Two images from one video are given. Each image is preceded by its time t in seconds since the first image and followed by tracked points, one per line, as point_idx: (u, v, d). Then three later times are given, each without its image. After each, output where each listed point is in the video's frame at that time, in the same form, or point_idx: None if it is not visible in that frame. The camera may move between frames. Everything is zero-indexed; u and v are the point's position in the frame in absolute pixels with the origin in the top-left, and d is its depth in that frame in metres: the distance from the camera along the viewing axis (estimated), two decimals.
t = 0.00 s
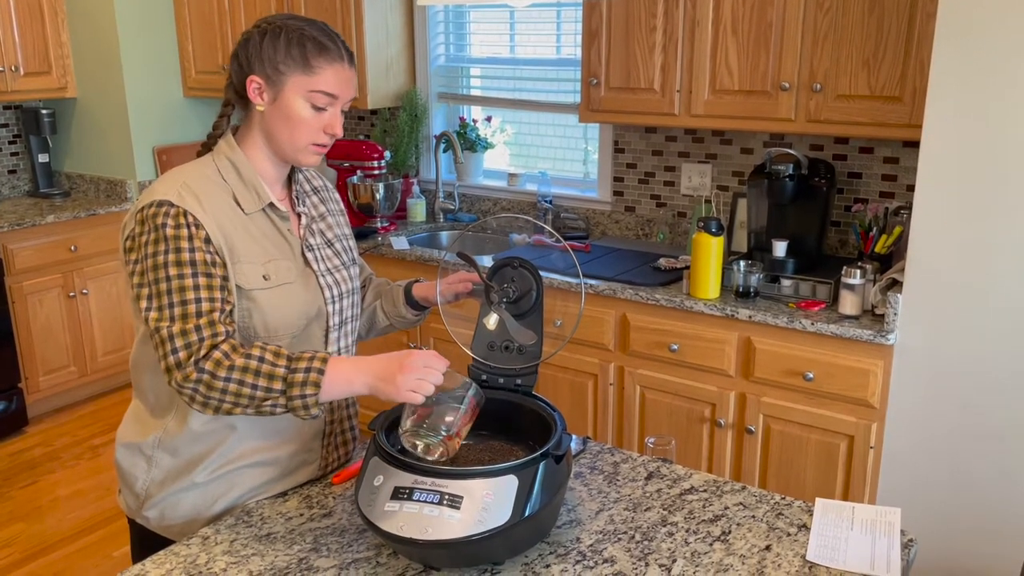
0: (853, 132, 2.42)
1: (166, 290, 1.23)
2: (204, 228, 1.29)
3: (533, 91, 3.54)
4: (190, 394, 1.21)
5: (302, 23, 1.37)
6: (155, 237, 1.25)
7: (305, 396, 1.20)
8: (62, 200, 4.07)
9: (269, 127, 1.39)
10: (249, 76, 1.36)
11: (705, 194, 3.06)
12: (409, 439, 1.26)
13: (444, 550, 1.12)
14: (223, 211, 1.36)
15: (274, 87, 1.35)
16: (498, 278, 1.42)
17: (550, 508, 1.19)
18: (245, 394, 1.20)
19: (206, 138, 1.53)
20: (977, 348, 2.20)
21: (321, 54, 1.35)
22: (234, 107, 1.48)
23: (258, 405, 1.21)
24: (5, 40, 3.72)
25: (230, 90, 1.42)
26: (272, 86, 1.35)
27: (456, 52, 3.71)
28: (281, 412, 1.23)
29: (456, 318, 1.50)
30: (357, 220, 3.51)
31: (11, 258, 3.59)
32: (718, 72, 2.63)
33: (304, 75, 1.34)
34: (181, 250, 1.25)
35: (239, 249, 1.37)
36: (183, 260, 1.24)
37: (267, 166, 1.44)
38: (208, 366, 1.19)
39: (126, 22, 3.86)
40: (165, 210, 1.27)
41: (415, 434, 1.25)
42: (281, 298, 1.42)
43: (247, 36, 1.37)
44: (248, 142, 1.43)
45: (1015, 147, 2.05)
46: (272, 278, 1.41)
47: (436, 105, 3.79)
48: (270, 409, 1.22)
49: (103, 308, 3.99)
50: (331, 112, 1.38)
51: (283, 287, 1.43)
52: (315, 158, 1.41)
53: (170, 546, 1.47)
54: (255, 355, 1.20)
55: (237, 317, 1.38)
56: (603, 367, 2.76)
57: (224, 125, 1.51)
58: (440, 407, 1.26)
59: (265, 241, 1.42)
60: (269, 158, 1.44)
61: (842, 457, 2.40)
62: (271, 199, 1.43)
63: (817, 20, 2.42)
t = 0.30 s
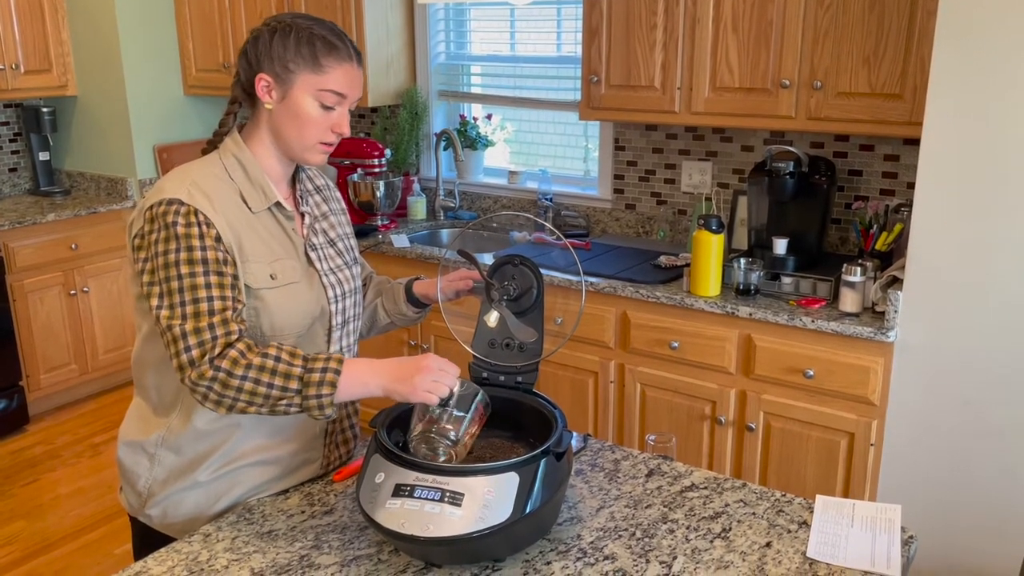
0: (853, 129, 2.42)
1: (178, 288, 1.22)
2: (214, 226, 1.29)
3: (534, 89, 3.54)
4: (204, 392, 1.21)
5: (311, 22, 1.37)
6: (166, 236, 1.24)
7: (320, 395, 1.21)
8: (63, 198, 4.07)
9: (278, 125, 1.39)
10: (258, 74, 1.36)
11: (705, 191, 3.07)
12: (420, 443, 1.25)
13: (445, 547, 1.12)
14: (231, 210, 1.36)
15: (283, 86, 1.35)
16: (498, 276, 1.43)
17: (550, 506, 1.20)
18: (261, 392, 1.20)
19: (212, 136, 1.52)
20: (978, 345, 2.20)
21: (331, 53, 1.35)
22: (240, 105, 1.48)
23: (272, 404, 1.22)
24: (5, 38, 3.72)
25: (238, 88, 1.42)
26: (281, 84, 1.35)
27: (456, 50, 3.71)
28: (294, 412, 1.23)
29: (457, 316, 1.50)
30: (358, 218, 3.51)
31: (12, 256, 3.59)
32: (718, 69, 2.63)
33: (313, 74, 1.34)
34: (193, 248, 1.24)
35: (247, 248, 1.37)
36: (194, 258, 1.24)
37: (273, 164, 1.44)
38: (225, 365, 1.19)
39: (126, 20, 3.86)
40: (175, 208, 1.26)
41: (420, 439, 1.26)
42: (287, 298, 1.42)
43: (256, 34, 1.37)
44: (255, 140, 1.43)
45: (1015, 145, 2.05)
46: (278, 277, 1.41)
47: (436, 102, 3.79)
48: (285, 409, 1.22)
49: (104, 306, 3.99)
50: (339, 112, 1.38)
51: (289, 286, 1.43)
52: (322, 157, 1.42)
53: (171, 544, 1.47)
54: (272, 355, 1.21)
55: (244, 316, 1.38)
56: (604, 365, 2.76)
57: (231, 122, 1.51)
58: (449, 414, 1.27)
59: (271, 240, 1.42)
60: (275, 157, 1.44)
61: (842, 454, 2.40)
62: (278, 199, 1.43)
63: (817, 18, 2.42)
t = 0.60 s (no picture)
0: (854, 127, 2.42)
1: (186, 284, 1.22)
2: (220, 223, 1.29)
3: (534, 87, 3.54)
4: (215, 385, 1.21)
5: (313, 21, 1.37)
6: (173, 232, 1.24)
7: (332, 384, 1.20)
8: (63, 196, 4.07)
9: (280, 124, 1.39)
10: (260, 73, 1.36)
11: (706, 189, 3.07)
12: (434, 439, 1.27)
13: (446, 545, 1.13)
14: (235, 208, 1.36)
15: (286, 85, 1.35)
16: (499, 274, 1.43)
17: (550, 504, 1.20)
18: (271, 384, 1.20)
19: (215, 135, 1.52)
20: (977, 342, 2.20)
21: (334, 52, 1.35)
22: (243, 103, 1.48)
23: (283, 397, 1.21)
24: (6, 37, 3.73)
25: (240, 86, 1.42)
26: (283, 83, 1.35)
27: (456, 48, 3.71)
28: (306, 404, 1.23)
29: (458, 314, 1.50)
30: (358, 217, 3.51)
31: (12, 254, 3.60)
32: (718, 67, 2.63)
33: (316, 73, 1.34)
34: (200, 244, 1.24)
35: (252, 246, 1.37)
36: (202, 254, 1.24)
37: (275, 163, 1.44)
38: (236, 356, 1.19)
39: (127, 18, 3.86)
40: (181, 205, 1.26)
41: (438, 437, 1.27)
42: (291, 296, 1.43)
43: (259, 33, 1.37)
44: (258, 139, 1.43)
45: (1016, 143, 2.05)
46: (282, 275, 1.41)
47: (437, 100, 3.80)
48: (296, 400, 1.22)
49: (105, 305, 3.99)
50: (341, 111, 1.38)
51: (293, 285, 1.43)
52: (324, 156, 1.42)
53: (173, 542, 1.47)
54: (282, 346, 1.21)
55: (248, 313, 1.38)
56: (605, 363, 2.76)
57: (233, 121, 1.51)
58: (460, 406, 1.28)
59: (275, 239, 1.43)
60: (277, 155, 1.44)
61: (842, 452, 2.40)
62: (281, 197, 1.43)
63: (818, 15, 2.42)
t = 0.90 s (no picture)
0: (855, 124, 2.42)
1: (187, 277, 1.23)
2: (222, 219, 1.29)
3: (535, 85, 3.54)
4: (216, 375, 1.20)
5: (314, 19, 1.37)
6: (174, 226, 1.25)
7: (332, 371, 1.19)
8: (65, 194, 4.07)
9: (281, 121, 1.38)
10: (260, 71, 1.36)
11: (708, 186, 3.06)
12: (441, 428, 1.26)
13: (448, 543, 1.13)
14: (237, 205, 1.36)
15: (286, 83, 1.35)
16: (500, 272, 1.43)
17: (552, 502, 1.20)
18: (272, 372, 1.19)
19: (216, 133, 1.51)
20: (979, 340, 2.20)
21: (333, 50, 1.35)
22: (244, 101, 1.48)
23: (284, 385, 1.20)
24: (7, 35, 3.72)
25: (241, 84, 1.42)
26: (284, 81, 1.35)
27: (458, 45, 3.70)
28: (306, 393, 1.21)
29: (459, 311, 1.50)
30: (359, 214, 3.51)
31: (13, 252, 3.60)
32: (720, 64, 2.63)
33: (316, 70, 1.34)
34: (201, 237, 1.25)
35: (254, 243, 1.37)
36: (203, 247, 1.24)
37: (277, 160, 1.44)
38: (236, 344, 1.19)
39: (128, 16, 3.86)
40: (182, 201, 1.27)
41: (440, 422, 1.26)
42: (293, 293, 1.43)
43: (259, 30, 1.37)
44: (259, 136, 1.43)
45: (1017, 141, 2.05)
46: (284, 272, 1.41)
47: (438, 98, 3.79)
48: (297, 389, 1.20)
49: (106, 303, 4.00)
50: (341, 108, 1.38)
51: (295, 282, 1.43)
52: (325, 154, 1.42)
53: (175, 540, 1.48)
54: (282, 334, 1.20)
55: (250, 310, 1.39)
56: (606, 360, 2.76)
57: (235, 119, 1.50)
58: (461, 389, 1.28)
59: (278, 235, 1.43)
60: (278, 152, 1.44)
61: (844, 450, 2.40)
62: (283, 194, 1.43)
63: (819, 12, 2.41)
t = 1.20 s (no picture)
0: (857, 122, 2.41)
1: (181, 267, 1.23)
2: (219, 214, 1.29)
3: (536, 81, 3.53)
4: (205, 363, 1.20)
5: (313, 16, 1.36)
6: (171, 219, 1.25)
7: (322, 362, 1.18)
8: (66, 192, 4.08)
9: (280, 119, 1.38)
10: (259, 68, 1.36)
11: (709, 184, 3.06)
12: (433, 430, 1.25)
13: (449, 541, 1.13)
14: (236, 200, 1.36)
15: (284, 80, 1.35)
16: (502, 270, 1.43)
17: (554, 500, 1.20)
18: (261, 361, 1.19)
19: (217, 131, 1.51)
20: (980, 338, 2.20)
21: (331, 46, 1.34)
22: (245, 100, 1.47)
23: (272, 374, 1.20)
24: (8, 33, 3.73)
25: (240, 82, 1.42)
26: (282, 78, 1.35)
27: (459, 42, 3.70)
28: (295, 383, 1.20)
29: (460, 309, 1.50)
30: (360, 212, 3.51)
31: (14, 250, 3.60)
32: (721, 62, 2.63)
33: (314, 67, 1.34)
34: (197, 230, 1.25)
35: (253, 239, 1.37)
36: (198, 238, 1.24)
37: (277, 158, 1.44)
38: (225, 330, 1.19)
39: (129, 14, 3.86)
40: (180, 195, 1.27)
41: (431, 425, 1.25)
42: (293, 290, 1.43)
43: (258, 28, 1.37)
44: (259, 134, 1.43)
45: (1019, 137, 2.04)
46: (285, 269, 1.41)
47: (439, 96, 3.79)
48: (286, 379, 1.19)
49: (107, 300, 4.00)
50: (340, 105, 1.38)
51: (295, 278, 1.43)
52: (325, 151, 1.41)
53: (178, 537, 1.48)
54: (274, 324, 1.20)
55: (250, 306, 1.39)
56: (607, 358, 2.76)
57: (236, 116, 1.50)
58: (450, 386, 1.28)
59: (278, 232, 1.43)
60: (278, 149, 1.43)
61: (845, 447, 2.40)
62: (283, 190, 1.43)
63: (821, 9, 2.41)
